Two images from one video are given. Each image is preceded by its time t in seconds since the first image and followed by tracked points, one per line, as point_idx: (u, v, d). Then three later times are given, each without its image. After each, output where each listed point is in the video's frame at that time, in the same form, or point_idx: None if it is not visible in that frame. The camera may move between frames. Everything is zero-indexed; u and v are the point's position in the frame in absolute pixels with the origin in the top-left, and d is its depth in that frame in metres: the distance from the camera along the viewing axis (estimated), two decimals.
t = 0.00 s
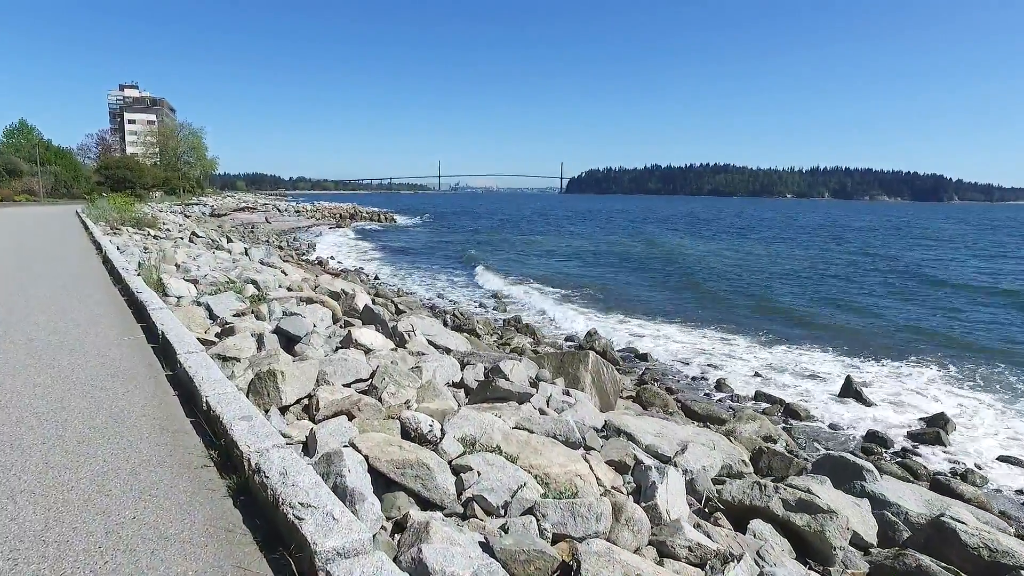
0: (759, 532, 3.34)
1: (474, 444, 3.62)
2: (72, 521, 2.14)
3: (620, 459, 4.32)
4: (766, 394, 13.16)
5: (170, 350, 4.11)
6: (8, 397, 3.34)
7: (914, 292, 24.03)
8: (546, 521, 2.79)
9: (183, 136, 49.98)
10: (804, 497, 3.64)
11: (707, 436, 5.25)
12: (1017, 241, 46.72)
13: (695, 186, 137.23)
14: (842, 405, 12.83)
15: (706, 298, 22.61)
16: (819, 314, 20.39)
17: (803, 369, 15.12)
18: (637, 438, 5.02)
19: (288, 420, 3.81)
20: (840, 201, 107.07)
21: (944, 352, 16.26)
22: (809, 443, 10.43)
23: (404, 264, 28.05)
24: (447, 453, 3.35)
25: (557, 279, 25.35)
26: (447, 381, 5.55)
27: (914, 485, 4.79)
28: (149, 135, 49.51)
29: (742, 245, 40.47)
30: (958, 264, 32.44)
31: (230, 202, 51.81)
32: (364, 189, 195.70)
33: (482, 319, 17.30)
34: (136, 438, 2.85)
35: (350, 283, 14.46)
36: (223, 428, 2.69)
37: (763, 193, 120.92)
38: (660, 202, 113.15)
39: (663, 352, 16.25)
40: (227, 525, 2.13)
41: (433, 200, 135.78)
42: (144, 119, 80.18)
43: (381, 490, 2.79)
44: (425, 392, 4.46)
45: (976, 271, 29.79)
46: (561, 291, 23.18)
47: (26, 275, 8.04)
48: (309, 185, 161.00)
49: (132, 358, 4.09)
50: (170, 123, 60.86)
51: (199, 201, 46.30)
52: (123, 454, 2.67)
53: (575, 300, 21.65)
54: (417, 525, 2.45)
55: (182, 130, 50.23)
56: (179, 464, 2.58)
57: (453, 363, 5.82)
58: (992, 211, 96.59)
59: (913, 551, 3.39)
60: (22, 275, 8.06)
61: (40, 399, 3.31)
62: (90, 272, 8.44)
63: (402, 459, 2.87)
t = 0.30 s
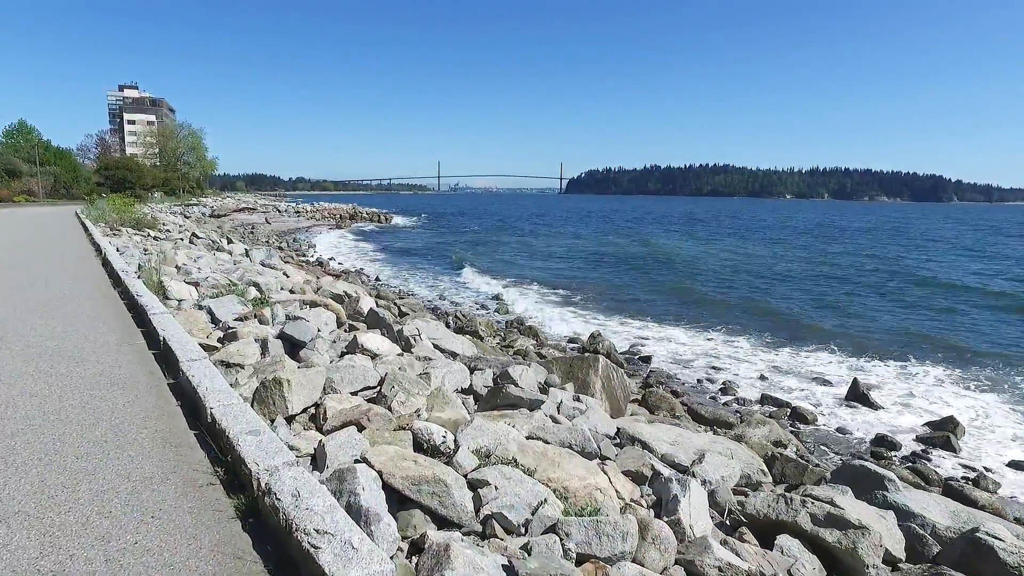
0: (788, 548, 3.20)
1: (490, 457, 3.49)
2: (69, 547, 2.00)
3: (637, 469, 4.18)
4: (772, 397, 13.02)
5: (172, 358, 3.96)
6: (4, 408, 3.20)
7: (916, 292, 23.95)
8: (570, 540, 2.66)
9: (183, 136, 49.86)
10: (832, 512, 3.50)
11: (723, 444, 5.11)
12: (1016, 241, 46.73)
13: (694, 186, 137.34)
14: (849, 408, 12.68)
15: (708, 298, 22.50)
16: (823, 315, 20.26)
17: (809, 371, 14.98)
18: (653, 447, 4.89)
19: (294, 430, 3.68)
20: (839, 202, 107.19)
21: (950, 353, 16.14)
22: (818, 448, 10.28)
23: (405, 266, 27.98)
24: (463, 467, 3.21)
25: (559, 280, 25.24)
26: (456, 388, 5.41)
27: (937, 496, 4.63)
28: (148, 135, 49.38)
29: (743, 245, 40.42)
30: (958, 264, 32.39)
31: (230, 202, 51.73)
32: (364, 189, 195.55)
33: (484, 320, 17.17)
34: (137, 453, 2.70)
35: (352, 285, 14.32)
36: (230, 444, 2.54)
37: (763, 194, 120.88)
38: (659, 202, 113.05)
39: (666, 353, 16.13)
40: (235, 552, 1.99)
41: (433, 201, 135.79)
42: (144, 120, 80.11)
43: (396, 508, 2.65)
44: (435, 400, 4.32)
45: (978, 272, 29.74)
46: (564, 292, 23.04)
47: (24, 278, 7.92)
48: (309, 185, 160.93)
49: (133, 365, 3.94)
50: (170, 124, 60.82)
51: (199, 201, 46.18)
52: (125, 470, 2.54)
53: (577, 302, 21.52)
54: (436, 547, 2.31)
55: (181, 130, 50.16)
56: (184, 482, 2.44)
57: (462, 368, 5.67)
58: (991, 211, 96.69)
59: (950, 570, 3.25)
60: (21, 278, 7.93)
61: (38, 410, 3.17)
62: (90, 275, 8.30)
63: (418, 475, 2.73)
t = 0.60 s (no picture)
0: (817, 561, 3.09)
1: (507, 466, 3.38)
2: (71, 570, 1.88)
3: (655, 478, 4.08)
4: (779, 399, 12.89)
5: (176, 363, 3.84)
6: (2, 417, 3.08)
7: (919, 293, 23.86)
8: (597, 557, 2.54)
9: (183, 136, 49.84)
10: (862, 524, 3.38)
11: (740, 450, 5.00)
12: (1016, 241, 46.71)
13: (694, 187, 137.47)
14: (856, 410, 12.56)
15: (711, 299, 22.40)
16: (827, 315, 20.16)
17: (814, 372, 14.87)
18: (669, 453, 4.78)
19: (303, 438, 3.56)
20: (838, 202, 107.22)
21: (955, 353, 16.04)
22: (827, 452, 10.16)
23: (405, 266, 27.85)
24: (480, 477, 3.09)
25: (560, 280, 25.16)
26: (466, 393, 5.29)
27: (961, 504, 4.49)
28: (148, 135, 49.27)
29: (744, 246, 40.39)
30: (959, 265, 32.33)
31: (230, 203, 51.63)
32: (364, 190, 195.59)
33: (487, 321, 17.04)
34: (141, 466, 2.58)
35: (354, 286, 14.20)
36: (240, 457, 2.42)
37: (763, 194, 121.03)
38: (659, 202, 113.10)
39: (670, 355, 16.03)
40: None
41: (433, 201, 135.83)
42: (144, 120, 79.99)
43: (414, 523, 2.53)
44: (447, 407, 4.19)
45: (980, 272, 29.66)
46: (566, 293, 22.92)
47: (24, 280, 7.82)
48: (309, 185, 160.99)
49: (135, 372, 3.83)
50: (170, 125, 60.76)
51: (199, 202, 46.08)
52: (129, 484, 2.42)
53: (580, 303, 21.41)
54: (459, 566, 2.20)
55: (181, 130, 50.07)
56: (191, 496, 2.32)
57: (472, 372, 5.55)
58: (990, 212, 96.73)
59: None
60: (20, 280, 7.80)
61: (38, 419, 3.05)
62: (90, 277, 8.17)
63: (436, 487, 2.61)
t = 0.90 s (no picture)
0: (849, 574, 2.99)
1: (528, 477, 3.27)
2: None
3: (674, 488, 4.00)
4: (785, 401, 12.78)
5: (182, 369, 3.72)
6: (4, 427, 2.96)
7: (923, 293, 23.74)
8: None
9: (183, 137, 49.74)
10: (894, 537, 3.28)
11: (758, 457, 4.88)
12: (1018, 241, 46.61)
13: (694, 187, 137.47)
14: (863, 413, 12.43)
15: (715, 299, 22.28)
16: (831, 316, 20.03)
17: (820, 373, 14.76)
18: (687, 461, 4.66)
19: (314, 448, 3.44)
20: (839, 202, 107.14)
21: (962, 354, 15.91)
22: (836, 455, 10.03)
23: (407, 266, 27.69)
24: (501, 489, 2.98)
25: (562, 280, 25.08)
26: (478, 398, 5.16)
27: (987, 514, 4.37)
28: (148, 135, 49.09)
29: (746, 246, 40.24)
30: (962, 265, 32.23)
31: (230, 203, 51.47)
32: (363, 189, 195.37)
33: (490, 322, 16.91)
34: (149, 481, 2.46)
35: (356, 287, 14.05)
36: (254, 472, 2.30)
37: (762, 194, 121.02)
38: (659, 202, 113.12)
39: (674, 356, 15.92)
40: None
41: (433, 201, 135.70)
42: (144, 119, 79.70)
43: (436, 541, 2.42)
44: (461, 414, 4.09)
45: (983, 272, 29.53)
46: (568, 293, 22.78)
47: (25, 281, 7.71)
48: (308, 185, 160.92)
49: (140, 378, 3.70)
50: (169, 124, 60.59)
51: (198, 202, 45.90)
52: (137, 501, 2.30)
53: (582, 303, 21.29)
54: None
55: (181, 130, 49.91)
56: (203, 514, 2.21)
57: (483, 378, 5.43)
58: (991, 211, 96.70)
59: None
60: (20, 281, 7.67)
61: (40, 430, 2.93)
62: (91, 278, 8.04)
63: (459, 503, 2.50)
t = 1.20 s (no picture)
0: None
1: (547, 488, 3.17)
2: None
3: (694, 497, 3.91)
4: (791, 403, 12.68)
5: (188, 376, 3.61)
6: (4, 439, 2.85)
7: (926, 293, 23.67)
8: None
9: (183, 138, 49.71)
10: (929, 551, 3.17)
11: (776, 464, 4.78)
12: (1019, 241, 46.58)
13: (693, 188, 137.56)
14: (870, 416, 12.32)
15: (718, 300, 22.16)
16: (835, 317, 19.92)
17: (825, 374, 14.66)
18: (703, 468, 4.56)
19: (326, 458, 3.33)
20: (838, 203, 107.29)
21: (968, 355, 15.82)
22: (845, 459, 9.91)
23: (408, 267, 27.55)
24: (522, 502, 2.88)
25: (563, 281, 25.01)
26: (489, 404, 5.05)
27: (1013, 523, 4.25)
28: (147, 136, 48.95)
29: (748, 246, 40.14)
30: (964, 266, 32.14)
31: (230, 204, 51.31)
32: (363, 190, 195.38)
33: (492, 324, 16.79)
34: (158, 497, 2.35)
35: (358, 289, 13.94)
36: (269, 488, 2.19)
37: (762, 195, 121.14)
38: (658, 203, 113.21)
39: (678, 357, 15.83)
40: None
41: (434, 202, 135.76)
42: (143, 120, 79.52)
43: (459, 558, 2.31)
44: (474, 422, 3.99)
45: (984, 272, 29.54)
46: (570, 294, 22.68)
47: (26, 284, 7.61)
48: (308, 186, 160.94)
49: (144, 386, 3.58)
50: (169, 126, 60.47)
51: (199, 203, 45.74)
52: (146, 518, 2.20)
53: (584, 304, 21.19)
54: None
55: (181, 131, 49.87)
56: (214, 533, 2.11)
57: (494, 383, 5.32)
58: (990, 212, 96.68)
59: None
60: (20, 284, 7.54)
61: (41, 441, 2.81)
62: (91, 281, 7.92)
63: (482, 519, 2.39)
